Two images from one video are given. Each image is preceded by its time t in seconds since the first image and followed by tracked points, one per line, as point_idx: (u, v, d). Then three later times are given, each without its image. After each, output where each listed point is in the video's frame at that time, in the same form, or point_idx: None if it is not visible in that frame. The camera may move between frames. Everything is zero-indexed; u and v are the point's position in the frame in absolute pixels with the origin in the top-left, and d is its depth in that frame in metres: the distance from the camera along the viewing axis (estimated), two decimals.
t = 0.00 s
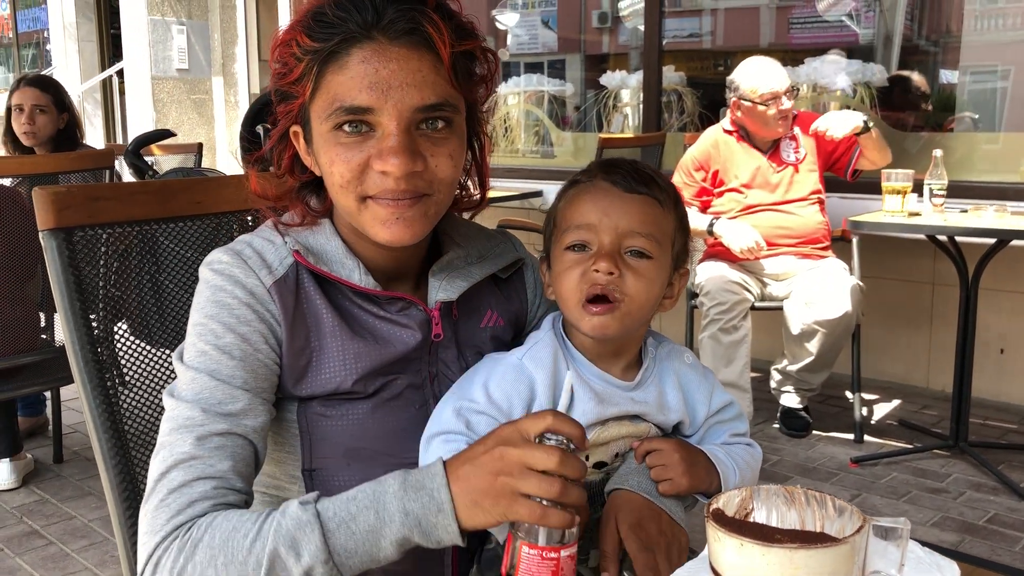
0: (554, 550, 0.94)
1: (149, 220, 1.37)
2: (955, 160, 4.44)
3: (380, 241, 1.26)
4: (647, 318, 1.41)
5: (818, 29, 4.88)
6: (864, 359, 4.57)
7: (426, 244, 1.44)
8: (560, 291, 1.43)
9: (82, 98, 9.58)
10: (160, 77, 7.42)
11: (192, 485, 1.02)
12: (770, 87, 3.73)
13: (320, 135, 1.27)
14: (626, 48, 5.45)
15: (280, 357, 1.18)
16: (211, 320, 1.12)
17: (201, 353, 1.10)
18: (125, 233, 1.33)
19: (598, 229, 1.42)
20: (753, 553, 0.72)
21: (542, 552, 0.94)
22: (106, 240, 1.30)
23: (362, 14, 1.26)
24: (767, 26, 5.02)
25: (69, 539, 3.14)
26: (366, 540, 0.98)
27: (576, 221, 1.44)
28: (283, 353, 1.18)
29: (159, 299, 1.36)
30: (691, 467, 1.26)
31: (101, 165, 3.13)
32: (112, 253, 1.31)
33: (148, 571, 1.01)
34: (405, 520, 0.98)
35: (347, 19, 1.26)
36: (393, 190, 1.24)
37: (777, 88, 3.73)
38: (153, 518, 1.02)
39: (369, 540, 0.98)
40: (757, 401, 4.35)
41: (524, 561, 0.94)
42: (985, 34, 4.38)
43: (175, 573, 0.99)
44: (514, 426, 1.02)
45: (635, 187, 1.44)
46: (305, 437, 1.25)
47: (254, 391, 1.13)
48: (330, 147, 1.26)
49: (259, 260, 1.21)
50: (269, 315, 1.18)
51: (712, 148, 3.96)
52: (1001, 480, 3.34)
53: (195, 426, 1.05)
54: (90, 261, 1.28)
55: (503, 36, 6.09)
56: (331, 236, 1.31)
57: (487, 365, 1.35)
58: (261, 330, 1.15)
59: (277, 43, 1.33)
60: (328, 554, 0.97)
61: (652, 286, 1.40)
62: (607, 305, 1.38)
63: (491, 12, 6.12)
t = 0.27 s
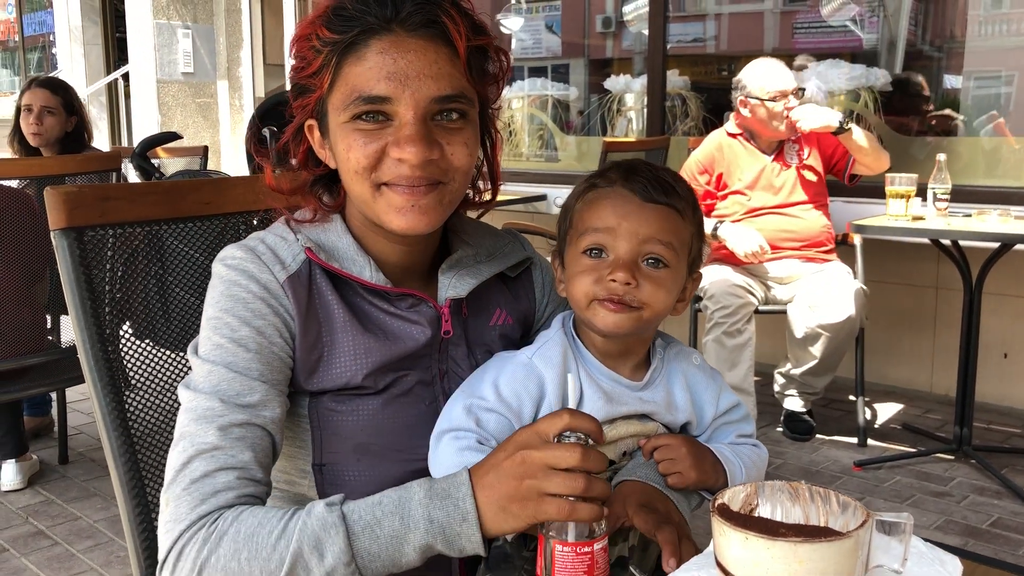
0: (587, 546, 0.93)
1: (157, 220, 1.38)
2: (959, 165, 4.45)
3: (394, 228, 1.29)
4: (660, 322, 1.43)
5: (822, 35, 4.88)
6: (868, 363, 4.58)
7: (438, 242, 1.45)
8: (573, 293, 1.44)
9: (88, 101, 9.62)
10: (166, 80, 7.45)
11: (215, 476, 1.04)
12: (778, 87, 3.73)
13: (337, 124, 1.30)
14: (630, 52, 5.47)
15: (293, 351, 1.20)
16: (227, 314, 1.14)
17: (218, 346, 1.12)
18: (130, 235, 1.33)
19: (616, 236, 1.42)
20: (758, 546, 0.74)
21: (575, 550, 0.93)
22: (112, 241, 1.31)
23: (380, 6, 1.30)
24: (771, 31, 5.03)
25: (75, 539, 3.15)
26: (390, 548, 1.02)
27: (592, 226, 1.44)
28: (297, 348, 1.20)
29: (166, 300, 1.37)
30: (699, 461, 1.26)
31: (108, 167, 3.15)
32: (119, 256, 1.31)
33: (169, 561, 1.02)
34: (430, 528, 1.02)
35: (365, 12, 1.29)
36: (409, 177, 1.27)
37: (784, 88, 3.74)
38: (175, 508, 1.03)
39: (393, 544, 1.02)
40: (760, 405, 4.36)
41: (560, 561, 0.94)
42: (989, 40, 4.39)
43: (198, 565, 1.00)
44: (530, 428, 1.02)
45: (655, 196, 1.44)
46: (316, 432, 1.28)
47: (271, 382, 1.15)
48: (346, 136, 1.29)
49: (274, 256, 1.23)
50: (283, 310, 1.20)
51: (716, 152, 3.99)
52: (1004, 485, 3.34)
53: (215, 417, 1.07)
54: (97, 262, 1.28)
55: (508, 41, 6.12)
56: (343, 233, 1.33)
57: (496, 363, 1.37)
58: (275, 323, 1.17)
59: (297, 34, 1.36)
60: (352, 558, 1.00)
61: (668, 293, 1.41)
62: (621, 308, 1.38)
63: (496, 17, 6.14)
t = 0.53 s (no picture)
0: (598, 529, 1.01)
1: (157, 221, 1.38)
2: (960, 166, 4.45)
3: (409, 225, 1.29)
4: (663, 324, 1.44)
5: (823, 36, 4.89)
6: (869, 365, 4.58)
7: (440, 242, 1.45)
8: (578, 294, 1.45)
9: (88, 103, 9.63)
10: (166, 82, 7.46)
11: (226, 473, 1.04)
12: (774, 87, 3.75)
13: (354, 120, 1.30)
14: (631, 54, 5.48)
15: (296, 350, 1.20)
16: (231, 312, 1.14)
17: (223, 344, 1.12)
18: (132, 235, 1.34)
19: (622, 237, 1.43)
20: (758, 544, 0.74)
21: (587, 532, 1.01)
22: (114, 240, 1.31)
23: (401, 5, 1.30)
24: (771, 33, 5.03)
25: (76, 540, 3.16)
26: (407, 534, 1.02)
27: (598, 228, 1.45)
28: (300, 348, 1.21)
29: (167, 301, 1.37)
30: (698, 458, 1.27)
31: (109, 168, 3.15)
32: (121, 254, 1.31)
33: (183, 559, 1.02)
34: (445, 513, 1.03)
35: (387, 9, 1.30)
36: (427, 173, 1.28)
37: (783, 89, 3.77)
38: (187, 506, 1.03)
39: (410, 531, 1.02)
40: (761, 406, 4.36)
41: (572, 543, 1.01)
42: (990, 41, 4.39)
43: (214, 563, 1.00)
44: (545, 417, 1.03)
45: (661, 198, 1.45)
46: (316, 433, 1.28)
47: (277, 380, 1.15)
48: (363, 132, 1.29)
49: (276, 256, 1.23)
50: (286, 308, 1.20)
51: (716, 152, 4.00)
52: (1005, 486, 3.34)
53: (223, 414, 1.06)
54: (98, 262, 1.29)
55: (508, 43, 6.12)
56: (344, 234, 1.33)
57: (496, 363, 1.37)
58: (280, 321, 1.18)
59: (310, 32, 1.35)
60: (369, 546, 1.01)
61: (671, 297, 1.43)
62: (624, 313, 1.39)
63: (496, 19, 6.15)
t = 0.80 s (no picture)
0: (602, 516, 1.05)
1: (157, 223, 1.38)
2: (959, 166, 4.46)
3: (438, 231, 1.29)
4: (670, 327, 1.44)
5: (822, 36, 4.89)
6: (869, 364, 4.58)
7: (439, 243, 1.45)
8: (589, 299, 1.42)
9: (88, 104, 9.63)
10: (166, 83, 7.46)
11: (232, 474, 1.04)
12: (770, 86, 3.75)
13: (390, 123, 1.30)
14: (630, 55, 5.48)
15: (300, 353, 1.21)
16: (236, 314, 1.14)
17: (228, 345, 1.11)
18: (132, 236, 1.34)
19: (637, 242, 1.41)
20: (755, 543, 0.74)
21: (592, 520, 1.04)
22: (113, 242, 1.32)
23: (451, 17, 1.32)
24: (771, 32, 5.04)
25: (77, 541, 3.16)
26: (414, 531, 1.03)
27: (610, 232, 1.43)
28: (304, 351, 1.21)
29: (165, 304, 1.37)
30: (695, 462, 1.27)
31: (108, 170, 3.16)
32: (120, 256, 1.32)
33: (191, 560, 1.02)
34: (453, 508, 1.03)
35: (440, 20, 1.31)
36: (463, 182, 1.29)
37: (779, 88, 3.75)
38: (194, 507, 1.03)
39: (418, 528, 1.03)
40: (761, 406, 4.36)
41: (577, 531, 1.03)
42: (989, 41, 4.39)
43: (222, 563, 1.01)
44: (544, 409, 1.04)
45: (673, 200, 1.45)
46: (316, 436, 1.29)
47: (283, 381, 1.15)
48: (400, 135, 1.29)
49: (282, 259, 1.23)
50: (291, 310, 1.20)
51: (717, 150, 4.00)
52: (1005, 485, 3.35)
53: (229, 415, 1.07)
54: (97, 264, 1.29)
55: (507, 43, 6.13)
56: (346, 236, 1.32)
57: (493, 365, 1.38)
58: (285, 323, 1.18)
59: (348, 30, 1.34)
60: (377, 544, 1.01)
61: (680, 300, 1.43)
62: (637, 322, 1.38)
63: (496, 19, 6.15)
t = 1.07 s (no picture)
0: (616, 504, 1.05)
1: (158, 217, 1.38)
2: (959, 163, 4.46)
3: (447, 227, 1.30)
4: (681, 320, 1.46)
5: (822, 33, 4.89)
6: (868, 361, 4.58)
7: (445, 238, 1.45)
8: (604, 296, 1.42)
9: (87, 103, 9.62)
10: (166, 81, 7.46)
11: (250, 463, 1.03)
12: (773, 82, 3.74)
13: (400, 119, 1.30)
14: (630, 52, 5.48)
15: (311, 346, 1.20)
16: (248, 306, 1.14)
17: (241, 337, 1.11)
18: (133, 232, 1.34)
19: (655, 238, 1.41)
20: (755, 533, 0.75)
21: (607, 507, 1.05)
22: (114, 238, 1.31)
23: (462, 12, 1.32)
24: (770, 30, 5.03)
25: (77, 539, 3.16)
26: (433, 519, 1.02)
27: (627, 228, 1.42)
28: (315, 344, 1.20)
29: (166, 299, 1.37)
30: (701, 452, 1.27)
31: (108, 168, 3.16)
32: (122, 252, 1.32)
33: (211, 550, 1.01)
34: (472, 496, 1.03)
35: (451, 16, 1.31)
36: (472, 179, 1.29)
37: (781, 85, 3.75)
38: (212, 495, 1.02)
39: (436, 516, 1.02)
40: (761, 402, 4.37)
41: (592, 517, 1.04)
42: (989, 37, 4.39)
43: (243, 552, 1.00)
44: (555, 400, 1.04)
45: (687, 195, 1.46)
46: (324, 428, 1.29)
47: (296, 372, 1.15)
48: (409, 132, 1.29)
49: (291, 252, 1.23)
50: (302, 303, 1.20)
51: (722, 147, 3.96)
52: (1005, 481, 3.35)
53: (246, 405, 1.06)
54: (98, 260, 1.29)
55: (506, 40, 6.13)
56: (354, 232, 1.32)
57: (499, 358, 1.38)
58: (297, 315, 1.18)
59: (357, 25, 1.34)
60: (397, 532, 1.01)
61: (694, 294, 1.44)
62: (657, 315, 1.39)
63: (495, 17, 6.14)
